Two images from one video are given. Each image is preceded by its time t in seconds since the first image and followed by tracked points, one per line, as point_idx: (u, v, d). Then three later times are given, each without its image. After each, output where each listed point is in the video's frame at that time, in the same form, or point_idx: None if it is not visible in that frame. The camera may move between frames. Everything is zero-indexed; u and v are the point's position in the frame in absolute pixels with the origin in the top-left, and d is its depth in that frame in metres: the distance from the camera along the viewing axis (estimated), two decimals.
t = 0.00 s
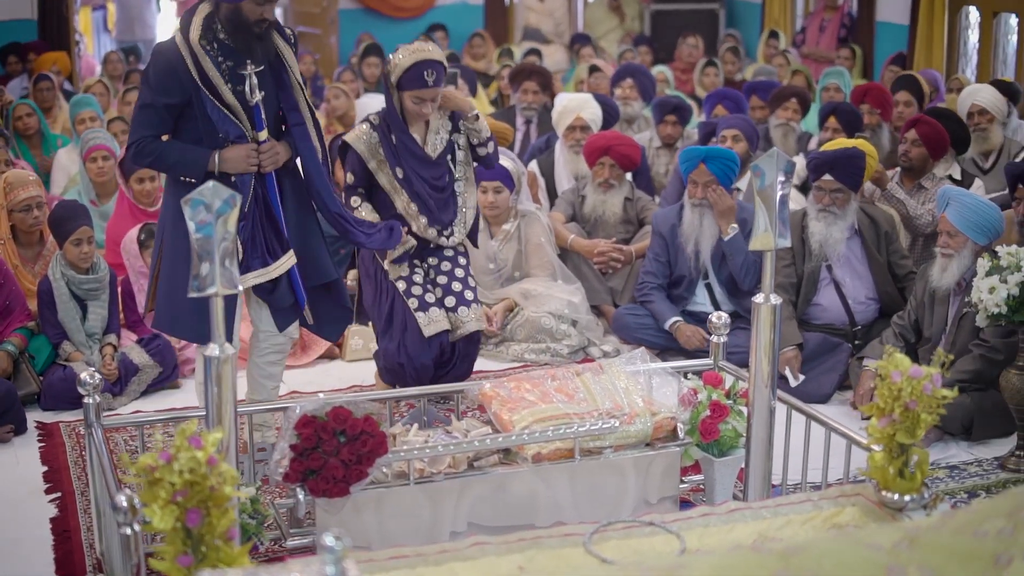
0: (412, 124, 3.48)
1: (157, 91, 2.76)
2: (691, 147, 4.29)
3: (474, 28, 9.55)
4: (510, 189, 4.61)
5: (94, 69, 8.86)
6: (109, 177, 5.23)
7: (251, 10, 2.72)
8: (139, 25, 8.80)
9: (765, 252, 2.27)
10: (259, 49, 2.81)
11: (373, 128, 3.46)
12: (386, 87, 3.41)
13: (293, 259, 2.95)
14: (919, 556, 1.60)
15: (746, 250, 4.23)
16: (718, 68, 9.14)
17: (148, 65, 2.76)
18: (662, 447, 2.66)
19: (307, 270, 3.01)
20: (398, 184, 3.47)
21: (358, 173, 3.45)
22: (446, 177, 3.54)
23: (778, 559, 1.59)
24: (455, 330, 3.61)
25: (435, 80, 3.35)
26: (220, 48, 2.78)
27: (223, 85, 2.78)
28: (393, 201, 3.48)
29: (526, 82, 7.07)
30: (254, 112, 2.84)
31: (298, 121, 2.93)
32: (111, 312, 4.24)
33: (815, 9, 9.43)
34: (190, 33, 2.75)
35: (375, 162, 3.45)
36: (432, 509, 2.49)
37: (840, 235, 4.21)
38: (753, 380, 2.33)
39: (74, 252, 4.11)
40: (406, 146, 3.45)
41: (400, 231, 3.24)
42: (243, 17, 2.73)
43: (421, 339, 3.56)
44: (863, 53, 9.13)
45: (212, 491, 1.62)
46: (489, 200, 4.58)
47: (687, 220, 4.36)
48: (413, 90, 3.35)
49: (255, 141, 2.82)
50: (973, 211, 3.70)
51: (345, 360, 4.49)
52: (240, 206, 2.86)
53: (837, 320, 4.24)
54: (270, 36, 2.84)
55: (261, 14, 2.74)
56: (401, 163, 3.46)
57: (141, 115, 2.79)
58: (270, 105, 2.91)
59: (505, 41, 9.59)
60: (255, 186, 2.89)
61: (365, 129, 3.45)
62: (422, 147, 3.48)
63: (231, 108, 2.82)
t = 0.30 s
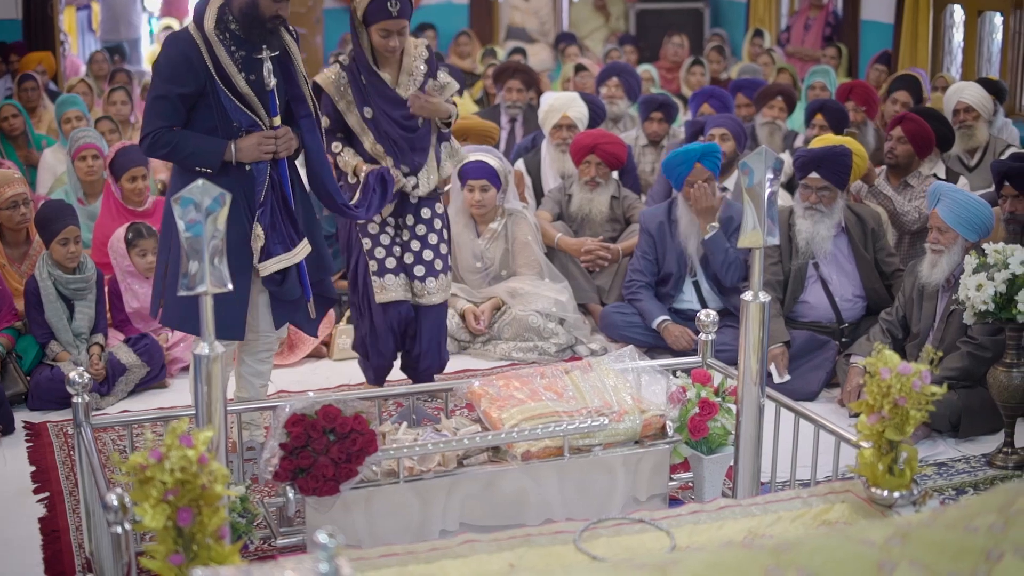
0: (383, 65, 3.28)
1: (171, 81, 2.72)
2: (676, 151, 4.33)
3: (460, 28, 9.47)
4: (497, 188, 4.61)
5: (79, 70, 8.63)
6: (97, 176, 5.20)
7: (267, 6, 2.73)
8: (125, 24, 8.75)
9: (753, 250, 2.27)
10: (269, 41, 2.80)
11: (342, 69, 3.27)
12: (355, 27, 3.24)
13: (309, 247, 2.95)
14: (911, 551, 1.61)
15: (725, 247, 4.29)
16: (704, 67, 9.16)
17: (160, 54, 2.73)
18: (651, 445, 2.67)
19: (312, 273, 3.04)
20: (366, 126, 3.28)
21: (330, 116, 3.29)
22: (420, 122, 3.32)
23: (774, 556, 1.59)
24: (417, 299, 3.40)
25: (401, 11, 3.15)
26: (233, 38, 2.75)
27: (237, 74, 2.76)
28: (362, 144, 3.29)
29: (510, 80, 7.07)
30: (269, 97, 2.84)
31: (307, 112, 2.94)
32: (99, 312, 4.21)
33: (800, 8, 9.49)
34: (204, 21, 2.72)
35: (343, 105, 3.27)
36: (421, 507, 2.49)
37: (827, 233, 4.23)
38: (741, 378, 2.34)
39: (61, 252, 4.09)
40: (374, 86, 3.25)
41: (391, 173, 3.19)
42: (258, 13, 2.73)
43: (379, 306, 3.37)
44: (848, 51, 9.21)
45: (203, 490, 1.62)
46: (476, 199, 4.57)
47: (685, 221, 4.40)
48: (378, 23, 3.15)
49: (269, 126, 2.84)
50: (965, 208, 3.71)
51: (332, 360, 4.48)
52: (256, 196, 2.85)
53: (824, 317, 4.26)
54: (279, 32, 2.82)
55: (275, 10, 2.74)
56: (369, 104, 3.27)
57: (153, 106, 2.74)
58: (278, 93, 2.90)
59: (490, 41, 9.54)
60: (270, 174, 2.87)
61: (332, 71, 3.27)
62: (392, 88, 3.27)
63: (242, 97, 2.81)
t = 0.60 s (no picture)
0: (361, 35, 3.24)
1: (195, 75, 2.76)
2: (663, 154, 4.35)
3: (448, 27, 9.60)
4: (487, 187, 4.62)
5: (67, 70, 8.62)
6: (89, 176, 5.18)
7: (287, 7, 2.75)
8: (113, 24, 8.64)
9: (745, 247, 2.27)
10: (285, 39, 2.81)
11: (319, 37, 3.22)
12: None
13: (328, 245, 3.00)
14: (906, 547, 1.62)
15: (709, 247, 4.33)
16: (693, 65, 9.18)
17: (183, 47, 2.75)
18: (643, 442, 2.68)
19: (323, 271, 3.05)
20: (342, 95, 3.24)
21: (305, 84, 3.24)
22: (395, 92, 3.29)
23: (771, 552, 1.59)
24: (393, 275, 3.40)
25: None
26: (251, 34, 2.76)
27: (260, 69, 2.78)
28: (337, 113, 3.25)
29: (498, 78, 7.06)
30: (285, 92, 2.87)
31: (320, 110, 2.96)
32: (89, 312, 4.18)
33: (787, 7, 9.51)
34: (229, 19, 2.74)
35: (319, 73, 3.22)
36: (414, 506, 2.50)
37: (817, 230, 4.23)
38: (733, 376, 2.34)
39: (50, 252, 4.08)
40: (351, 55, 3.21)
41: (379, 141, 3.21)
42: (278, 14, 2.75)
43: (352, 286, 3.38)
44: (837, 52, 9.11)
45: (197, 488, 1.62)
46: (466, 197, 4.58)
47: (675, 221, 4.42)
48: None
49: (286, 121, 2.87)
50: (961, 205, 3.73)
51: (322, 359, 4.46)
52: (276, 192, 2.88)
53: (814, 314, 4.27)
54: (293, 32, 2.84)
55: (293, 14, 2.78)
56: (346, 73, 3.23)
57: (175, 101, 2.78)
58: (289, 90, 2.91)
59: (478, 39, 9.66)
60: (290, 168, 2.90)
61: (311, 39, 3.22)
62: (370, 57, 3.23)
63: (263, 90, 2.83)
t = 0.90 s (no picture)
0: (348, 30, 3.23)
1: (214, 79, 2.80)
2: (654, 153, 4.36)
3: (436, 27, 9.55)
4: (477, 188, 4.62)
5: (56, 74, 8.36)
6: (78, 177, 5.16)
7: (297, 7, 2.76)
8: (101, 25, 8.66)
9: (737, 247, 2.28)
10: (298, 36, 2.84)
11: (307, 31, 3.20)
12: None
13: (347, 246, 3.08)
14: (900, 545, 1.63)
15: (701, 249, 4.32)
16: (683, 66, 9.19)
17: (199, 51, 2.78)
18: (635, 442, 2.68)
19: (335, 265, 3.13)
20: (328, 89, 3.23)
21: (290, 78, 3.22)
22: (381, 88, 3.29)
23: (766, 551, 1.60)
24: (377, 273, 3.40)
25: None
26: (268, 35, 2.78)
27: (278, 68, 2.81)
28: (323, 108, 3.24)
29: (485, 78, 7.05)
30: (300, 93, 2.91)
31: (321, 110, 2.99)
32: (79, 314, 4.17)
33: (775, 7, 9.52)
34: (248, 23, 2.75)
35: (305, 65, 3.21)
36: (407, 506, 2.49)
37: (807, 230, 4.25)
38: (725, 375, 2.35)
39: (40, 254, 4.06)
40: (338, 50, 3.20)
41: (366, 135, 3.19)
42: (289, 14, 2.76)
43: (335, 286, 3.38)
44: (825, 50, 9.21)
45: (190, 490, 1.62)
46: (457, 198, 4.57)
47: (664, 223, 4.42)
48: None
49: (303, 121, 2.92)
50: (955, 201, 3.74)
51: (313, 360, 4.46)
52: (296, 197, 2.95)
53: (805, 314, 4.28)
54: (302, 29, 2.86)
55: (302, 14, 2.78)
56: (332, 66, 3.22)
57: (195, 105, 2.82)
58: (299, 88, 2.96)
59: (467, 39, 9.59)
60: (306, 167, 2.96)
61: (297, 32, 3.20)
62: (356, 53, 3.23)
63: (283, 87, 2.86)
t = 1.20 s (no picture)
0: (343, 65, 3.25)
1: (238, 124, 2.77)
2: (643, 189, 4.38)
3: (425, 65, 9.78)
4: (467, 225, 4.63)
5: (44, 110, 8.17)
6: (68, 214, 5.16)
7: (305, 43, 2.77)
8: (91, 62, 8.51)
9: (726, 283, 2.30)
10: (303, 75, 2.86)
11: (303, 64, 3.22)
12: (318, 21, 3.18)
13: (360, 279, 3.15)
14: None
15: (689, 282, 4.33)
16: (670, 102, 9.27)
17: (222, 99, 2.75)
18: (626, 479, 2.67)
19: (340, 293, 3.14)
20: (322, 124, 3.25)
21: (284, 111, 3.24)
22: (374, 124, 3.32)
23: None
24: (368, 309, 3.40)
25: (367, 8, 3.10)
26: (285, 76, 2.81)
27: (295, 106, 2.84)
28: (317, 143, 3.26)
29: (473, 114, 7.09)
30: (313, 132, 2.95)
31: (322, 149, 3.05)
32: (68, 351, 4.14)
33: (763, 43, 9.50)
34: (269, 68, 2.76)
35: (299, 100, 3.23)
36: (398, 543, 2.48)
37: (795, 267, 4.28)
38: (716, 412, 2.35)
39: (29, 290, 4.04)
40: (332, 85, 3.22)
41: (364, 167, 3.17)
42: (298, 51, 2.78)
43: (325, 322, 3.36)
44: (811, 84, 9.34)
45: (181, 526, 1.67)
46: (446, 235, 4.59)
47: (653, 258, 4.45)
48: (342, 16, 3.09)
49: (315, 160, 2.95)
50: (945, 236, 3.80)
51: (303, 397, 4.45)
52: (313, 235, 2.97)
53: (794, 351, 4.29)
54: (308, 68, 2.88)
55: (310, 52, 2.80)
56: (327, 102, 3.24)
57: (219, 150, 2.77)
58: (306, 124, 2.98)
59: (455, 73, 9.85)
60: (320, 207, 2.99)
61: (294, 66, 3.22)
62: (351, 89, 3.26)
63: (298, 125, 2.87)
